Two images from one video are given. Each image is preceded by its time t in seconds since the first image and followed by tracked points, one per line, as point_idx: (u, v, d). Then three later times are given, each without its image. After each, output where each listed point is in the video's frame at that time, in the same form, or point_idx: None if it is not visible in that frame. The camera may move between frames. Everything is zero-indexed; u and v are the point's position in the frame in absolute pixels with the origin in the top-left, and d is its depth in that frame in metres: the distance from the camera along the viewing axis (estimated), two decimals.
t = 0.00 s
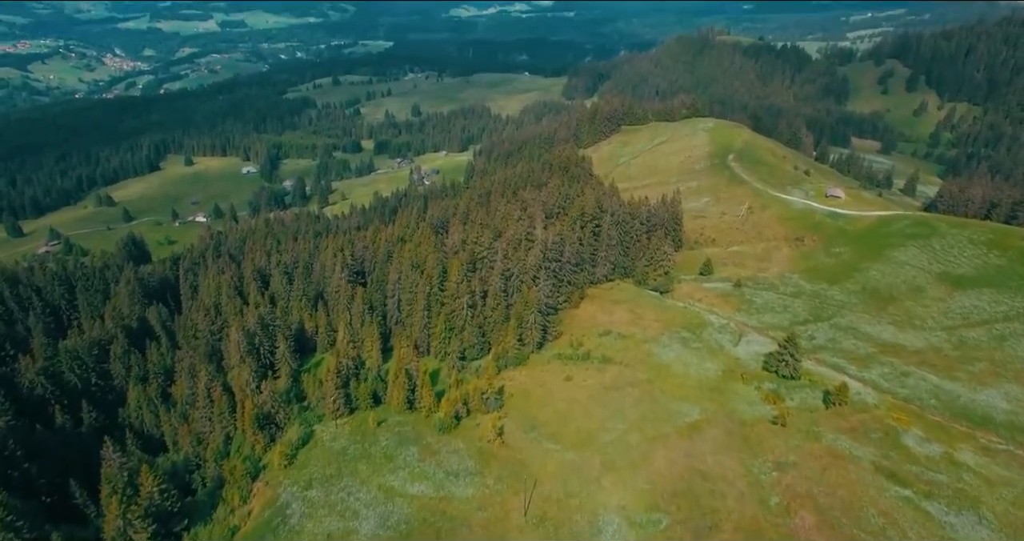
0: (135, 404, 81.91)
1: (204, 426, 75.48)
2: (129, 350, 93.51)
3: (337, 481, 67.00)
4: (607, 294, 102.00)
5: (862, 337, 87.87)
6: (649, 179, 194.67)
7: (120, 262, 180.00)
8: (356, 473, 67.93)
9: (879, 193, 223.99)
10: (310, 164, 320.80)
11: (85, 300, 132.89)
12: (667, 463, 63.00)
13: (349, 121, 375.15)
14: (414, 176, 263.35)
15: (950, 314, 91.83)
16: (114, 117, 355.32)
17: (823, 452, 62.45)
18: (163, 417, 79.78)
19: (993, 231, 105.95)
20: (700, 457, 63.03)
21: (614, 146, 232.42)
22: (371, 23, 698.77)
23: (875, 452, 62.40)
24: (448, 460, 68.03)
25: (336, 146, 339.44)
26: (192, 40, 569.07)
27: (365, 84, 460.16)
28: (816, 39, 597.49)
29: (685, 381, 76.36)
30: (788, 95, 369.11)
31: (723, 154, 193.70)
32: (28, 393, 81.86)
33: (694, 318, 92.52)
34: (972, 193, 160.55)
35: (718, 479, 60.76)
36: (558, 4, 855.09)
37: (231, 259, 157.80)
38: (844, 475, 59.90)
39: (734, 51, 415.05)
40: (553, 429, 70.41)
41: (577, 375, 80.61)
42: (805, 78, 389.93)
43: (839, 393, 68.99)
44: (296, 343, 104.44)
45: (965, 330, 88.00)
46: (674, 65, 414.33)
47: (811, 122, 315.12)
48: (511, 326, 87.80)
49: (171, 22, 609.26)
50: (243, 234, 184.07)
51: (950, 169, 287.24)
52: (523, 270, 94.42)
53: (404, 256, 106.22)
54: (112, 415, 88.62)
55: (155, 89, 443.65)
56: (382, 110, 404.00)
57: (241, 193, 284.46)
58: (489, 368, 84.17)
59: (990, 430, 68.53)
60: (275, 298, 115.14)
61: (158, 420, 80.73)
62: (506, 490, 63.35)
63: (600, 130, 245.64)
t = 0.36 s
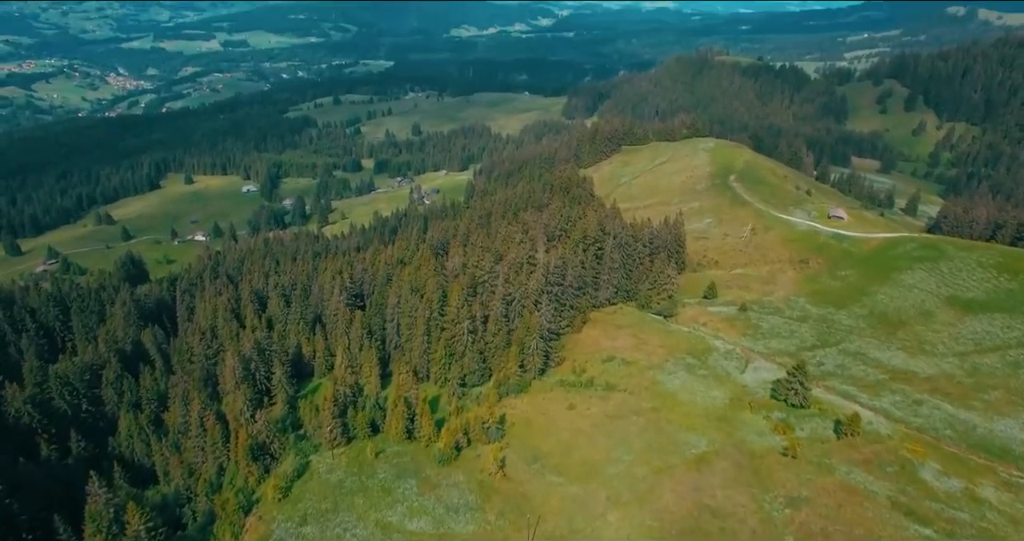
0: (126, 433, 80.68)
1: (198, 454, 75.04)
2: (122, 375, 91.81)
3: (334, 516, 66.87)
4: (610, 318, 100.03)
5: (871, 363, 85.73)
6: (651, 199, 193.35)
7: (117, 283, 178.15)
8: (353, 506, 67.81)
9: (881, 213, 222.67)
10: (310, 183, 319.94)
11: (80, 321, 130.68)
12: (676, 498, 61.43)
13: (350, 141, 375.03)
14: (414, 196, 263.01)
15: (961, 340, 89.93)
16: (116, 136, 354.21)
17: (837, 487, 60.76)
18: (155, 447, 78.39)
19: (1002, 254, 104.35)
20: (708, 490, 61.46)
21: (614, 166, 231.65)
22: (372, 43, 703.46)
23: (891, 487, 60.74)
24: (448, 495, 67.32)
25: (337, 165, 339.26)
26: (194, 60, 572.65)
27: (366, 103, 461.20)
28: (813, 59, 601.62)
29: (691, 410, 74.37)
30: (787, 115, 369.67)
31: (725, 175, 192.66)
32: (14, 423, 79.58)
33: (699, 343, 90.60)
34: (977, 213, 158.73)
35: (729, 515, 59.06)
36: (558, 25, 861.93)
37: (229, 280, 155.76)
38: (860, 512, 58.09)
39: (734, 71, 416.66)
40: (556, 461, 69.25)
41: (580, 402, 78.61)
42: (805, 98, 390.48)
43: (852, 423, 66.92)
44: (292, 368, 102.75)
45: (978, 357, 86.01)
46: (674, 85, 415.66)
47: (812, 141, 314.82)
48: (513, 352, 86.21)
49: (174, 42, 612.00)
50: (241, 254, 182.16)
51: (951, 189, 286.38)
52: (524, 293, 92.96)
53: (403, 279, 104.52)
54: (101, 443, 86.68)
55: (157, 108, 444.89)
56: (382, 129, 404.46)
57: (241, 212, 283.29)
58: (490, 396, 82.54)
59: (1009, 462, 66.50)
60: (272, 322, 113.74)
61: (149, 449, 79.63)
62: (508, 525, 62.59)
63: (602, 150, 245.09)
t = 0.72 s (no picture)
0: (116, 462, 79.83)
1: (190, 483, 75.81)
2: (114, 400, 89.76)
3: None
4: (613, 342, 98.11)
5: (882, 388, 83.62)
6: (652, 218, 191.97)
7: (114, 302, 176.72)
8: None
9: (883, 231, 221.03)
10: (310, 200, 319.19)
11: (74, 341, 128.42)
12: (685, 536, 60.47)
13: (350, 158, 374.36)
14: (414, 213, 262.82)
15: (974, 365, 87.93)
16: (117, 153, 361.30)
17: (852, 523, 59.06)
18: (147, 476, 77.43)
19: (1013, 276, 102.42)
20: (719, 526, 60.89)
21: (616, 184, 230.87)
22: (373, 61, 707.70)
23: (909, 523, 58.96)
24: (449, 530, 66.41)
25: (337, 182, 338.81)
26: (196, 78, 576.44)
27: (366, 120, 461.79)
28: (811, 77, 605.62)
29: (699, 438, 72.55)
30: (786, 133, 370.27)
31: (727, 193, 191.30)
32: None
33: (705, 367, 88.66)
34: (982, 233, 155.49)
35: None
36: (557, 43, 868.28)
37: (227, 300, 153.55)
38: None
39: (733, 89, 417.68)
40: (560, 494, 68.59)
41: (584, 430, 76.89)
42: (804, 115, 391.04)
43: (866, 453, 64.93)
44: (289, 393, 100.83)
45: (992, 383, 83.92)
46: (673, 103, 417.16)
47: (812, 159, 314.35)
48: (515, 377, 84.40)
49: (178, 62, 622.98)
50: (239, 273, 180.38)
51: (952, 207, 285.03)
52: (526, 316, 91.06)
53: (402, 300, 102.63)
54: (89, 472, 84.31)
55: (158, 124, 447.38)
56: (383, 146, 404.78)
57: (240, 229, 282.24)
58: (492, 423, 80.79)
59: None
60: (269, 345, 112.36)
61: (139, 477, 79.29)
62: None
63: (602, 169, 244.22)
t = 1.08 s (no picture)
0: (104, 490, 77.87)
1: (181, 513, 74.67)
2: (105, 424, 87.70)
3: None
4: (617, 364, 96.07)
5: (895, 412, 81.46)
6: (654, 236, 190.29)
7: (111, 319, 174.92)
8: None
9: (886, 247, 219.32)
10: (310, 215, 318.26)
11: (67, 361, 126.16)
12: None
13: (350, 173, 373.33)
14: (414, 229, 261.65)
15: (989, 388, 85.88)
16: (118, 168, 361.83)
17: None
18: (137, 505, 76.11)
19: None
20: None
21: (617, 200, 229.72)
22: (373, 77, 710.78)
23: None
24: None
25: (337, 198, 337.80)
26: (197, 94, 578.99)
27: (367, 136, 461.45)
28: (809, 93, 607.57)
29: (708, 467, 70.73)
30: (787, 148, 370.04)
31: (729, 210, 189.62)
32: None
33: (712, 391, 86.60)
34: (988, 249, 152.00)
35: None
36: (556, 59, 872.67)
37: (224, 319, 151.35)
38: None
39: (733, 104, 418.27)
40: (564, 525, 66.92)
41: (589, 458, 75.05)
42: (804, 130, 390.59)
43: (882, 484, 62.97)
44: (286, 416, 98.29)
45: (1008, 407, 81.85)
46: (673, 119, 417.37)
47: (812, 174, 313.14)
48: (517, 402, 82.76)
49: (180, 79, 629.67)
50: (237, 290, 178.38)
51: (954, 223, 283.28)
52: (528, 338, 89.14)
53: (401, 320, 100.56)
54: (76, 500, 82.23)
55: (160, 139, 448.40)
56: (383, 162, 404.19)
57: (240, 244, 280.85)
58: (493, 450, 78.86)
59: None
60: (266, 366, 110.67)
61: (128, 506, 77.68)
62: None
63: (603, 185, 242.79)
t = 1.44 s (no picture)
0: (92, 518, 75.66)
1: None
2: (95, 447, 85.72)
3: None
4: (620, 385, 93.77)
5: (908, 435, 79.31)
6: (655, 251, 188.54)
7: (107, 336, 172.59)
8: None
9: (889, 262, 217.60)
10: (309, 229, 316.89)
11: (60, 379, 123.63)
12: None
13: (350, 187, 372.06)
14: (414, 244, 260.26)
15: (1004, 411, 83.89)
16: (118, 182, 361.37)
17: None
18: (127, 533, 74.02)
19: None
20: None
21: (618, 215, 228.20)
22: (374, 91, 712.60)
23: None
24: None
25: (336, 212, 336.56)
26: (199, 108, 580.58)
27: (367, 150, 460.95)
28: (808, 107, 608.13)
29: (716, 494, 68.78)
30: (787, 162, 369.20)
31: (731, 225, 187.96)
32: None
33: (719, 412, 84.48)
34: (995, 265, 149.19)
35: None
36: (555, 73, 875.92)
37: (221, 336, 149.00)
38: None
39: (732, 119, 418.35)
40: None
41: (594, 484, 72.94)
42: (804, 144, 389.98)
43: (898, 514, 61.21)
44: (281, 437, 96.24)
45: None
46: (673, 133, 417.10)
47: (813, 188, 311.99)
48: (519, 425, 80.94)
49: (182, 93, 632.34)
50: (235, 305, 176.26)
51: (956, 237, 281.66)
52: (530, 360, 87.31)
53: (400, 340, 98.60)
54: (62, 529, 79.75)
55: (161, 153, 448.41)
56: (383, 176, 403.12)
57: (239, 259, 278.95)
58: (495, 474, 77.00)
59: None
60: (262, 386, 108.42)
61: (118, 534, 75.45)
62: None
63: (603, 200, 241.30)
